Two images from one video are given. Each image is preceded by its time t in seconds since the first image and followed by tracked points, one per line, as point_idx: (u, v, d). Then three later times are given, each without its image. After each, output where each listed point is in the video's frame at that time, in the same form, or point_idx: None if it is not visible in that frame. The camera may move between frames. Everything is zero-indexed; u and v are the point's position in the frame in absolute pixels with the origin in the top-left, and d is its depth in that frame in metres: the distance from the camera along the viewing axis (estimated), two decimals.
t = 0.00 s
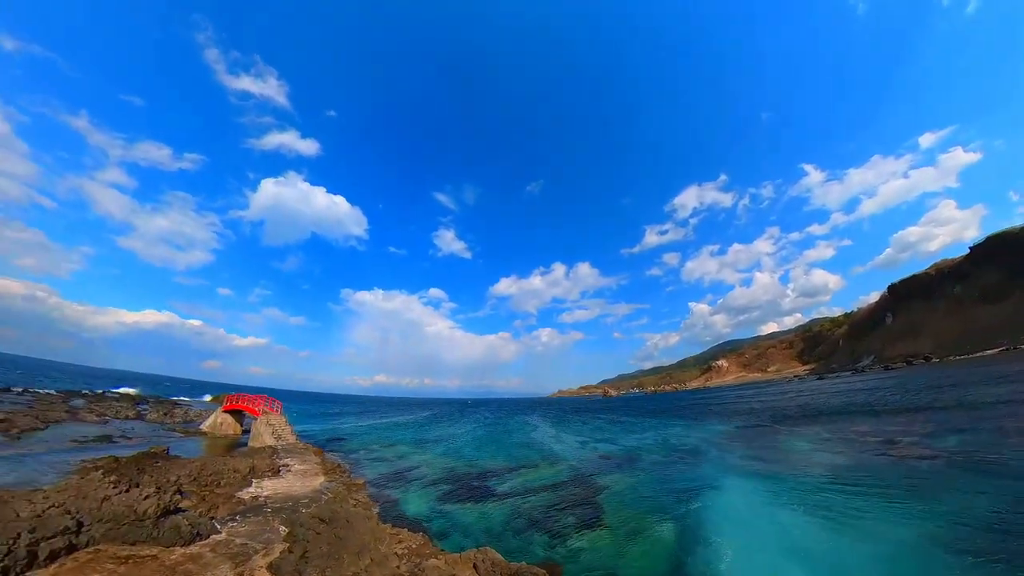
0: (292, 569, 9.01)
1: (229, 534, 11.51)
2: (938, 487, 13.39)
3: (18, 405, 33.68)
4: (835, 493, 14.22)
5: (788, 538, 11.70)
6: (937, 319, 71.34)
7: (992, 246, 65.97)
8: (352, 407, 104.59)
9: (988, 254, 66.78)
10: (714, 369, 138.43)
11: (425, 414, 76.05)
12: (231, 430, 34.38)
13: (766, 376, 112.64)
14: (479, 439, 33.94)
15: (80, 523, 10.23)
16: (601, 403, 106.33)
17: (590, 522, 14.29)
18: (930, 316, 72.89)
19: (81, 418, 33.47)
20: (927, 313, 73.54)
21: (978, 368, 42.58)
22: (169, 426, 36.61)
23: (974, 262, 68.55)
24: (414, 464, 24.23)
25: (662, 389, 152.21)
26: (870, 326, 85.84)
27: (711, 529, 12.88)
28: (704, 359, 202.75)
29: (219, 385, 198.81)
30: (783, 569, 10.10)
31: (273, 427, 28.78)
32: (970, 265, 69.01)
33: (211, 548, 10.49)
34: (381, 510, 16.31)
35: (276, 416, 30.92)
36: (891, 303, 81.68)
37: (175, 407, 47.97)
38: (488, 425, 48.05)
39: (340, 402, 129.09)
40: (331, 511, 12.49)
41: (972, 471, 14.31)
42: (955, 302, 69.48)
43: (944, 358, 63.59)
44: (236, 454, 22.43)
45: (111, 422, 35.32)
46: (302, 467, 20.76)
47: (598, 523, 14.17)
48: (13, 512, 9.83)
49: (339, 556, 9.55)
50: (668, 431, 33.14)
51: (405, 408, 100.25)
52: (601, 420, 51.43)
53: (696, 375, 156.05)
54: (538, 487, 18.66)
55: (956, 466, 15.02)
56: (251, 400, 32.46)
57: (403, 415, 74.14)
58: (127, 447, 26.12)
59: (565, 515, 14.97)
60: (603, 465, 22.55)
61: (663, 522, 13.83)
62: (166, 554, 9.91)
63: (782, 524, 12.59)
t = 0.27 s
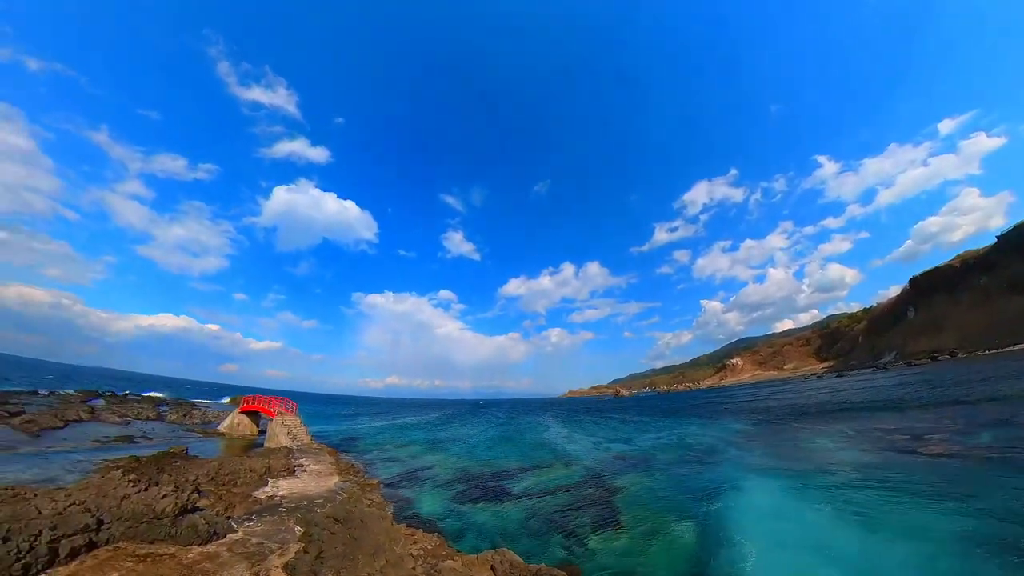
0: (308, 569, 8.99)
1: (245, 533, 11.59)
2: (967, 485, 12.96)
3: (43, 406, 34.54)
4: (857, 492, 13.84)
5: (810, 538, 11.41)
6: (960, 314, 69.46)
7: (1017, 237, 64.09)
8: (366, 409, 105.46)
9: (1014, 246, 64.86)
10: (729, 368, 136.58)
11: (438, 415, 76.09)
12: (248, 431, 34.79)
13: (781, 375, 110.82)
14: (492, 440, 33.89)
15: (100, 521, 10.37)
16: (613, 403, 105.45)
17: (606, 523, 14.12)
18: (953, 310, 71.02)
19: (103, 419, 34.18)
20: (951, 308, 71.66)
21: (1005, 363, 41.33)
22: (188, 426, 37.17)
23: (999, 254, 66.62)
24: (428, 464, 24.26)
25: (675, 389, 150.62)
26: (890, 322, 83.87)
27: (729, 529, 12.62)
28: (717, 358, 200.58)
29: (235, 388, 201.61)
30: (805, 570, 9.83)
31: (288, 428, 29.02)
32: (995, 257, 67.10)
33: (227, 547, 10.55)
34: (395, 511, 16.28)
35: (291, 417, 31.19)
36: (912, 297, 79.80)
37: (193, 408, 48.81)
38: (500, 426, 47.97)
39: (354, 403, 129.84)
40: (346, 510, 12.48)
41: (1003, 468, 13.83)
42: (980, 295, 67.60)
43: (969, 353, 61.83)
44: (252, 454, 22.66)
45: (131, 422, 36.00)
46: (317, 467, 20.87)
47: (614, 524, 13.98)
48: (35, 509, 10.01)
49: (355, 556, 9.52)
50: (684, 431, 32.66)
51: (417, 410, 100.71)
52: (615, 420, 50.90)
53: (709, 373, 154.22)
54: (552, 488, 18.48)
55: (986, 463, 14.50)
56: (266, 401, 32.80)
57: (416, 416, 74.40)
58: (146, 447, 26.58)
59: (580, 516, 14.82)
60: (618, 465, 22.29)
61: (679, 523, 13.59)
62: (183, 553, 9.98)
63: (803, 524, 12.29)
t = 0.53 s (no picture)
0: (326, 571, 8.97)
1: (263, 534, 11.65)
2: (1000, 484, 12.51)
3: (68, 408, 35.46)
4: (883, 492, 13.42)
5: (835, 539, 11.09)
6: (987, 308, 67.43)
7: None
8: (379, 409, 106.21)
9: None
10: (744, 366, 134.60)
11: (451, 415, 76.21)
12: (264, 431, 35.20)
13: (799, 373, 108.88)
14: (505, 440, 33.79)
15: (121, 520, 10.51)
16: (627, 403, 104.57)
17: (624, 524, 13.93)
18: (980, 304, 68.97)
19: (125, 420, 34.94)
20: (977, 301, 69.62)
21: None
22: (206, 428, 37.76)
23: None
24: (442, 465, 24.27)
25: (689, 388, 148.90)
26: (912, 317, 81.63)
27: (749, 531, 12.34)
28: (731, 357, 197.84)
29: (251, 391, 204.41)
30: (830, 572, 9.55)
31: (303, 429, 29.26)
32: None
33: (245, 547, 10.60)
34: (411, 512, 16.25)
35: (306, 418, 31.47)
36: (937, 290, 77.45)
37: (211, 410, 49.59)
38: (513, 426, 47.85)
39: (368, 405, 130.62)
40: (363, 511, 12.47)
41: None
42: (1008, 288, 65.52)
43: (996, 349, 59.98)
44: (269, 454, 22.88)
45: (152, 424, 36.68)
46: (332, 467, 20.99)
47: (631, 525, 13.77)
48: (59, 508, 10.19)
49: (372, 558, 9.49)
50: (700, 430, 32.16)
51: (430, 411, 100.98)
52: (629, 420, 50.32)
53: (724, 372, 152.24)
54: (568, 489, 18.30)
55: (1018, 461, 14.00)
56: (282, 402, 33.16)
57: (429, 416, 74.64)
58: (167, 447, 27.04)
59: (597, 517, 14.64)
60: (633, 465, 22.04)
61: (698, 524, 13.33)
62: (202, 553, 10.06)
63: (827, 525, 11.95)
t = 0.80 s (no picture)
0: (346, 570, 8.96)
1: (283, 532, 11.73)
2: None
3: (96, 410, 36.46)
4: (914, 490, 12.96)
5: (865, 538, 10.77)
6: (1015, 301, 65.43)
7: None
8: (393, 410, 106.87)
9: None
10: (760, 364, 132.56)
11: (464, 416, 76.46)
12: (281, 432, 35.63)
13: (818, 371, 106.84)
14: (520, 440, 33.68)
15: (146, 518, 10.66)
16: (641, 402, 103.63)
17: (643, 523, 13.75)
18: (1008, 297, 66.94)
19: (149, 422, 35.80)
20: (1005, 294, 67.59)
21: None
22: (225, 428, 38.37)
23: None
24: (458, 465, 24.27)
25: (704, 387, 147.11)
26: (936, 311, 79.51)
27: (775, 530, 12.04)
28: (746, 355, 195.26)
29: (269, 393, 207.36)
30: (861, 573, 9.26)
31: (320, 429, 29.52)
32: None
33: (266, 546, 10.65)
34: (428, 511, 16.25)
35: (322, 418, 31.77)
36: (962, 282, 75.49)
37: (230, 411, 50.40)
38: (527, 426, 47.71)
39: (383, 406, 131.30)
40: (381, 510, 12.47)
41: None
42: None
43: None
44: (286, 454, 23.13)
45: (173, 425, 37.39)
46: (349, 467, 21.11)
47: (651, 525, 13.57)
48: (87, 506, 10.40)
49: (392, 557, 9.48)
50: (718, 429, 31.67)
51: (443, 412, 101.27)
52: (645, 419, 49.85)
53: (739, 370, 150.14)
54: (585, 488, 18.14)
55: None
56: (298, 403, 33.53)
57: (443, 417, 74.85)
58: (188, 448, 27.51)
59: (616, 517, 14.47)
60: (651, 464, 21.79)
61: (720, 523, 13.07)
62: (224, 551, 10.15)
63: (856, 524, 11.60)
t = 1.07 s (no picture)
0: (365, 569, 8.95)
1: (302, 531, 11.81)
2: None
3: (120, 411, 37.32)
4: (944, 488, 12.57)
5: (894, 538, 10.47)
6: None
7: None
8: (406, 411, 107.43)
9: None
10: (776, 363, 130.46)
11: (477, 416, 76.53)
12: (297, 432, 36.03)
13: (837, 368, 104.79)
14: (534, 439, 33.56)
15: (170, 517, 10.82)
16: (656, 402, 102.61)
17: (662, 523, 13.57)
18: None
19: (171, 423, 36.53)
20: None
21: None
22: (243, 429, 38.96)
23: None
24: (473, 464, 24.27)
25: (719, 386, 145.18)
26: (961, 306, 77.40)
27: (800, 531, 11.77)
28: (761, 353, 192.38)
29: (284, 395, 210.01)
30: (892, 574, 9.00)
31: (335, 430, 29.77)
32: None
33: (285, 544, 10.72)
34: (444, 510, 16.25)
35: (337, 418, 32.06)
36: (990, 274, 73.54)
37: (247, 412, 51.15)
38: (541, 426, 47.54)
39: (396, 408, 131.96)
40: (398, 509, 12.45)
41: None
42: None
43: None
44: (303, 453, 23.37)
45: (193, 425, 38.08)
46: (364, 466, 21.23)
47: (671, 524, 13.38)
48: (116, 505, 10.62)
49: (410, 556, 9.45)
50: (735, 428, 31.20)
51: (456, 412, 101.53)
52: (660, 418, 49.28)
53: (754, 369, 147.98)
54: (601, 488, 17.97)
55: None
56: (314, 403, 33.88)
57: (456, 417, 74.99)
58: (208, 448, 27.98)
59: (634, 516, 14.31)
60: (668, 463, 21.53)
61: (741, 523, 12.83)
62: (244, 549, 10.24)
63: (884, 523, 11.29)
